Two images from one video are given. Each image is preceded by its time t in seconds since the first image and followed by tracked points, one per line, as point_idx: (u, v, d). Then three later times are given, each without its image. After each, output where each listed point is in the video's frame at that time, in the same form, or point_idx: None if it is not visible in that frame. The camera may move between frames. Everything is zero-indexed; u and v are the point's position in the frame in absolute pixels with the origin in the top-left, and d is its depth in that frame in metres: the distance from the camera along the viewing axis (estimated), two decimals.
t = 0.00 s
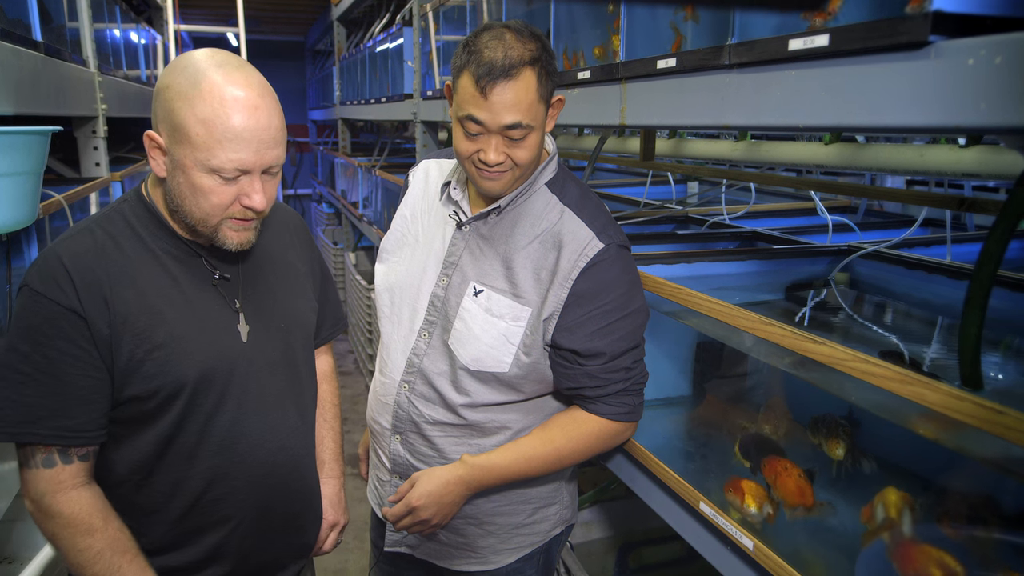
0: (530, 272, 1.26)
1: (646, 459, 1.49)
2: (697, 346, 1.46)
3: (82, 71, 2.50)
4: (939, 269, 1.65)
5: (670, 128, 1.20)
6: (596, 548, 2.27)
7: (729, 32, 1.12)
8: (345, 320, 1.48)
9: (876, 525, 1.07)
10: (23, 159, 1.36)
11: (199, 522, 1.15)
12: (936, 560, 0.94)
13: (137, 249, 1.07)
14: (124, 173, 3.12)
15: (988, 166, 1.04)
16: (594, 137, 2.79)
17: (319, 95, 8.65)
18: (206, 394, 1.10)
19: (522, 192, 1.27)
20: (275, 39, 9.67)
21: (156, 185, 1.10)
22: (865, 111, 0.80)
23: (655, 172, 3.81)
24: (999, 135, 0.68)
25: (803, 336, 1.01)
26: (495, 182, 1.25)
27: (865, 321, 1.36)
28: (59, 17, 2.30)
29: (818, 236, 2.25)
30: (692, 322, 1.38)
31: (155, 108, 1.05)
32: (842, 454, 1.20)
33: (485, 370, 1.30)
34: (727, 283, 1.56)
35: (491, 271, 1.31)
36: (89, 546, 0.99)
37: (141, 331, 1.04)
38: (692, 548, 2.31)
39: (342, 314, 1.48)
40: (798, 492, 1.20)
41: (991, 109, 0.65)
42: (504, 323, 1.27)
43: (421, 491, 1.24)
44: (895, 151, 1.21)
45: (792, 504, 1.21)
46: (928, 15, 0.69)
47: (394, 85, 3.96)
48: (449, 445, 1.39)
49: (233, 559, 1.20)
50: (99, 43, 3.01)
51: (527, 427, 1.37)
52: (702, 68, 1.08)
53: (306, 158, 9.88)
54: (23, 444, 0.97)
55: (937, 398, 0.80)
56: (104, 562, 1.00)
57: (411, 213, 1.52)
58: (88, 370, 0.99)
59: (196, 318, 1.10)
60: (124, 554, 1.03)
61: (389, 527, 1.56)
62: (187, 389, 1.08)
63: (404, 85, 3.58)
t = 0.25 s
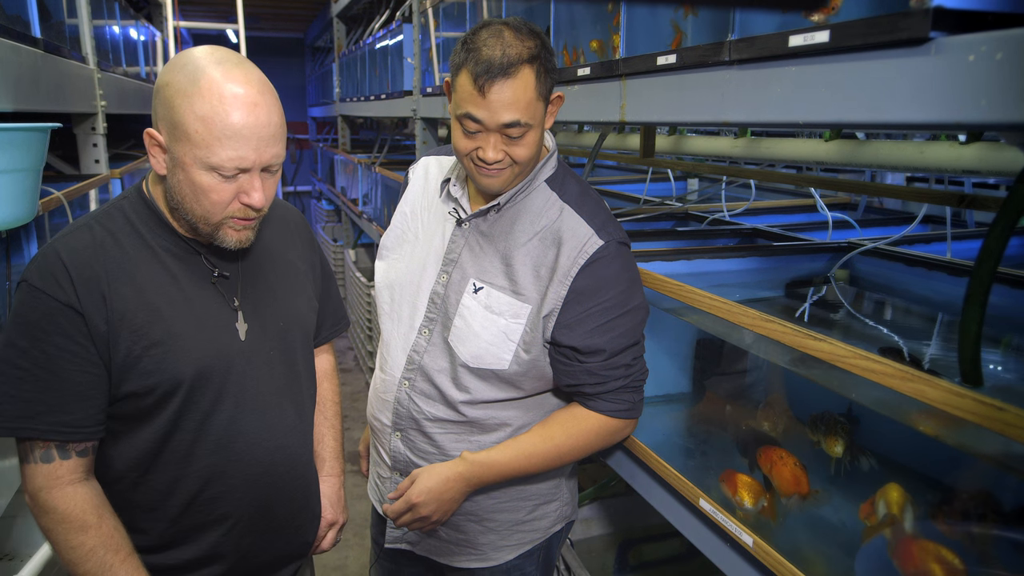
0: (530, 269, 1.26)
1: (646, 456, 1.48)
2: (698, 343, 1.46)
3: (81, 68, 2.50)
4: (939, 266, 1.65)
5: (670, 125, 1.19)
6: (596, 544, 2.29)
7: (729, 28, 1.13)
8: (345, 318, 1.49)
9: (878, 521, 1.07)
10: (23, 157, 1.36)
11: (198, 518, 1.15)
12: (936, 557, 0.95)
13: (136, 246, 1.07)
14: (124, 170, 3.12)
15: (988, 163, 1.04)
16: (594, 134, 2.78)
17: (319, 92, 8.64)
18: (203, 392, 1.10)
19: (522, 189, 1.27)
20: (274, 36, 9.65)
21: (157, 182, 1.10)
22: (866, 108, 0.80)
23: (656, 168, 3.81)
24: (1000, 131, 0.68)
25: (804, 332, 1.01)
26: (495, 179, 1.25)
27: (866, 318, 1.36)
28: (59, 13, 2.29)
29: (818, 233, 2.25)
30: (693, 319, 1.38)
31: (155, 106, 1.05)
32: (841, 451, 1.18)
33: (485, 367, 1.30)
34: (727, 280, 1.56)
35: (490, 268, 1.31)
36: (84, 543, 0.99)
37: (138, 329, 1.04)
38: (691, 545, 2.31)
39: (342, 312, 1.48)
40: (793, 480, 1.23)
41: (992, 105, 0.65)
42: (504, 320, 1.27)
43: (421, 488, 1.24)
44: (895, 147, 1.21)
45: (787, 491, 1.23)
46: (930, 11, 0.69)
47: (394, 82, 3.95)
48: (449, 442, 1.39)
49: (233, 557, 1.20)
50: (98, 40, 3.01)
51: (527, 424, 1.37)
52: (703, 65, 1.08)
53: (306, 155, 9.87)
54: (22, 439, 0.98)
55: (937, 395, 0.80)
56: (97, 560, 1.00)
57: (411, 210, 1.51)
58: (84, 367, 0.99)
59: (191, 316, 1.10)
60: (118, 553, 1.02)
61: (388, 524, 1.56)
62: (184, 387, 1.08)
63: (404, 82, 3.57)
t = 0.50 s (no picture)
0: (530, 269, 1.26)
1: (646, 454, 1.47)
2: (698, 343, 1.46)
3: (81, 67, 2.50)
4: (939, 266, 1.65)
5: (670, 123, 1.19)
6: (596, 544, 2.28)
7: (729, 28, 1.14)
8: (345, 319, 1.49)
9: (879, 520, 1.06)
10: (23, 156, 1.36)
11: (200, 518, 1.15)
12: (936, 555, 0.94)
13: (141, 245, 1.07)
14: (123, 169, 3.12)
15: (988, 162, 1.04)
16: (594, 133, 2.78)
17: (319, 92, 8.63)
18: (206, 392, 1.10)
19: (522, 188, 1.27)
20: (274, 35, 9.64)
21: (161, 183, 1.11)
22: (866, 107, 0.80)
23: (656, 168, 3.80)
24: (1000, 131, 0.68)
25: (804, 332, 1.01)
26: (495, 178, 1.25)
27: (866, 317, 1.36)
28: (59, 13, 2.29)
29: (818, 232, 2.25)
30: (692, 318, 1.38)
31: (156, 107, 1.05)
32: (840, 450, 1.19)
33: (485, 366, 1.30)
34: (728, 279, 1.56)
35: (490, 268, 1.31)
36: (88, 542, 0.99)
37: (140, 328, 1.04)
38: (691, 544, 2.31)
39: (342, 311, 1.48)
40: (789, 471, 1.23)
41: (993, 104, 0.65)
42: (504, 319, 1.27)
43: (421, 487, 1.24)
44: (896, 147, 1.21)
45: (784, 483, 1.23)
46: (930, 11, 0.69)
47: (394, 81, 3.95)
48: (449, 441, 1.39)
49: (234, 556, 1.20)
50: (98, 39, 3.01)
51: (527, 423, 1.37)
52: (703, 64, 1.08)
53: (306, 155, 9.87)
54: (27, 438, 0.98)
55: (937, 394, 0.80)
56: (100, 559, 1.00)
57: (411, 209, 1.52)
58: (88, 365, 0.99)
59: (195, 315, 1.10)
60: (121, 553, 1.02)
61: (389, 523, 1.56)
62: (187, 386, 1.08)
63: (404, 81, 3.57)
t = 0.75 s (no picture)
0: (529, 269, 1.26)
1: (646, 454, 1.48)
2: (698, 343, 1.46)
3: (82, 67, 2.50)
4: (939, 265, 1.65)
5: (670, 124, 1.19)
6: (596, 543, 2.28)
7: (729, 28, 1.14)
8: (345, 319, 1.49)
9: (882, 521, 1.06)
10: (23, 157, 1.36)
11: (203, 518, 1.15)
12: (936, 554, 0.94)
13: (149, 245, 1.07)
14: (123, 169, 3.12)
15: (988, 162, 1.04)
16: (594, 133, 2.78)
17: (319, 92, 8.63)
18: (212, 393, 1.10)
19: (521, 188, 1.27)
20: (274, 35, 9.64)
21: (167, 184, 1.11)
22: (865, 107, 0.80)
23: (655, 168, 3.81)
24: (1000, 131, 0.68)
25: (804, 332, 1.01)
26: (494, 177, 1.25)
27: (865, 317, 1.36)
28: (58, 13, 2.29)
29: (818, 232, 2.26)
30: (692, 318, 1.38)
31: (162, 108, 1.05)
32: (837, 451, 1.19)
33: (485, 366, 1.30)
34: (727, 279, 1.56)
35: (490, 268, 1.31)
36: (95, 541, 0.99)
37: (146, 327, 1.03)
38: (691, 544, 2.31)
39: (342, 310, 1.48)
40: (785, 463, 1.25)
41: (992, 105, 0.65)
42: (503, 320, 1.27)
43: (421, 488, 1.24)
44: (896, 147, 1.20)
45: (780, 475, 1.25)
46: (929, 11, 0.69)
47: (394, 81, 3.95)
48: (449, 441, 1.39)
49: (236, 556, 1.20)
50: (99, 39, 3.02)
51: (526, 423, 1.37)
52: (703, 64, 1.08)
53: (305, 155, 9.87)
54: (34, 437, 0.98)
55: (937, 394, 0.80)
56: (107, 558, 1.00)
57: (411, 209, 1.52)
58: (98, 364, 0.99)
59: (201, 314, 1.10)
60: (128, 552, 1.02)
61: (389, 522, 1.56)
62: (194, 386, 1.08)
63: (404, 81, 3.57)
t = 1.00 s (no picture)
0: (529, 268, 1.26)
1: (646, 454, 1.48)
2: (698, 343, 1.46)
3: (82, 67, 2.51)
4: (939, 265, 1.65)
5: (669, 124, 1.19)
6: (596, 543, 2.28)
7: (729, 27, 1.14)
8: (348, 318, 1.49)
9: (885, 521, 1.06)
10: (22, 156, 1.36)
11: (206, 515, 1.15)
12: (937, 553, 0.94)
13: (155, 243, 1.07)
14: (123, 169, 3.12)
15: (987, 163, 1.04)
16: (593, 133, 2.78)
17: (319, 92, 8.63)
18: (216, 390, 1.10)
19: (521, 189, 1.27)
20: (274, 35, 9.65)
21: (170, 183, 1.11)
22: (865, 108, 0.80)
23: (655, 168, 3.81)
24: (1000, 131, 0.68)
25: (804, 332, 1.01)
26: (497, 181, 1.25)
27: (865, 317, 1.36)
28: (58, 12, 2.29)
29: (818, 232, 2.26)
30: (692, 318, 1.38)
31: (166, 109, 1.05)
32: (832, 448, 1.20)
33: (485, 366, 1.30)
34: (727, 279, 1.56)
35: (490, 268, 1.31)
36: (99, 539, 0.99)
37: (150, 326, 1.03)
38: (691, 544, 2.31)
39: (343, 309, 1.48)
40: (780, 457, 1.26)
41: (993, 104, 0.65)
42: (503, 319, 1.27)
43: (420, 487, 1.24)
44: (896, 147, 1.20)
45: (776, 469, 1.27)
46: (929, 11, 0.69)
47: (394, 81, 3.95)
48: (449, 440, 1.39)
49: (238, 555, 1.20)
50: (99, 39, 3.03)
51: (526, 422, 1.37)
52: (702, 64, 1.08)
53: (305, 155, 9.87)
54: (39, 434, 0.98)
55: (937, 394, 0.80)
56: (112, 556, 1.00)
57: (411, 209, 1.52)
58: (102, 362, 0.99)
59: (205, 312, 1.10)
60: (132, 548, 1.02)
61: (389, 522, 1.56)
62: (198, 384, 1.08)
63: (404, 81, 3.57)
